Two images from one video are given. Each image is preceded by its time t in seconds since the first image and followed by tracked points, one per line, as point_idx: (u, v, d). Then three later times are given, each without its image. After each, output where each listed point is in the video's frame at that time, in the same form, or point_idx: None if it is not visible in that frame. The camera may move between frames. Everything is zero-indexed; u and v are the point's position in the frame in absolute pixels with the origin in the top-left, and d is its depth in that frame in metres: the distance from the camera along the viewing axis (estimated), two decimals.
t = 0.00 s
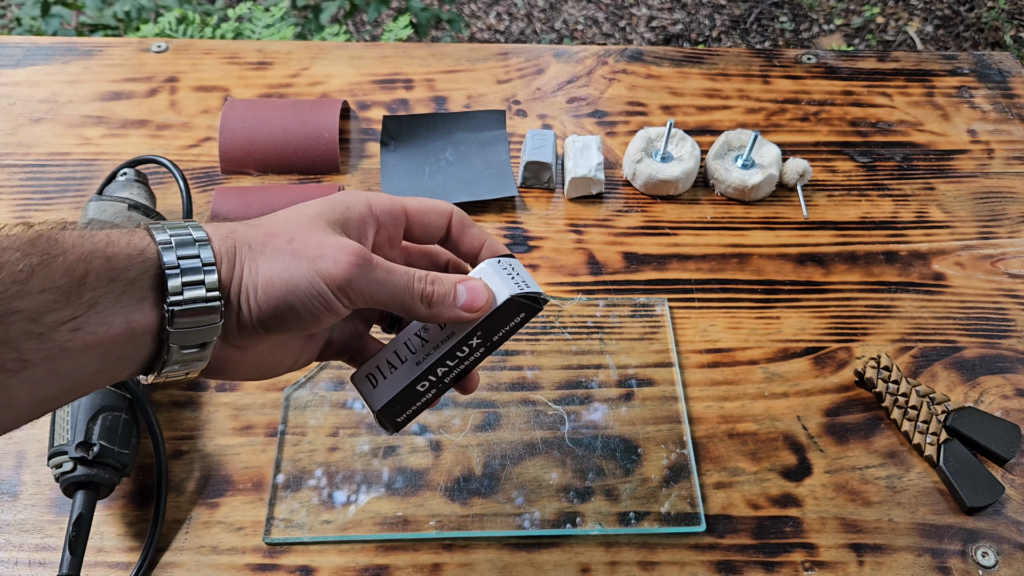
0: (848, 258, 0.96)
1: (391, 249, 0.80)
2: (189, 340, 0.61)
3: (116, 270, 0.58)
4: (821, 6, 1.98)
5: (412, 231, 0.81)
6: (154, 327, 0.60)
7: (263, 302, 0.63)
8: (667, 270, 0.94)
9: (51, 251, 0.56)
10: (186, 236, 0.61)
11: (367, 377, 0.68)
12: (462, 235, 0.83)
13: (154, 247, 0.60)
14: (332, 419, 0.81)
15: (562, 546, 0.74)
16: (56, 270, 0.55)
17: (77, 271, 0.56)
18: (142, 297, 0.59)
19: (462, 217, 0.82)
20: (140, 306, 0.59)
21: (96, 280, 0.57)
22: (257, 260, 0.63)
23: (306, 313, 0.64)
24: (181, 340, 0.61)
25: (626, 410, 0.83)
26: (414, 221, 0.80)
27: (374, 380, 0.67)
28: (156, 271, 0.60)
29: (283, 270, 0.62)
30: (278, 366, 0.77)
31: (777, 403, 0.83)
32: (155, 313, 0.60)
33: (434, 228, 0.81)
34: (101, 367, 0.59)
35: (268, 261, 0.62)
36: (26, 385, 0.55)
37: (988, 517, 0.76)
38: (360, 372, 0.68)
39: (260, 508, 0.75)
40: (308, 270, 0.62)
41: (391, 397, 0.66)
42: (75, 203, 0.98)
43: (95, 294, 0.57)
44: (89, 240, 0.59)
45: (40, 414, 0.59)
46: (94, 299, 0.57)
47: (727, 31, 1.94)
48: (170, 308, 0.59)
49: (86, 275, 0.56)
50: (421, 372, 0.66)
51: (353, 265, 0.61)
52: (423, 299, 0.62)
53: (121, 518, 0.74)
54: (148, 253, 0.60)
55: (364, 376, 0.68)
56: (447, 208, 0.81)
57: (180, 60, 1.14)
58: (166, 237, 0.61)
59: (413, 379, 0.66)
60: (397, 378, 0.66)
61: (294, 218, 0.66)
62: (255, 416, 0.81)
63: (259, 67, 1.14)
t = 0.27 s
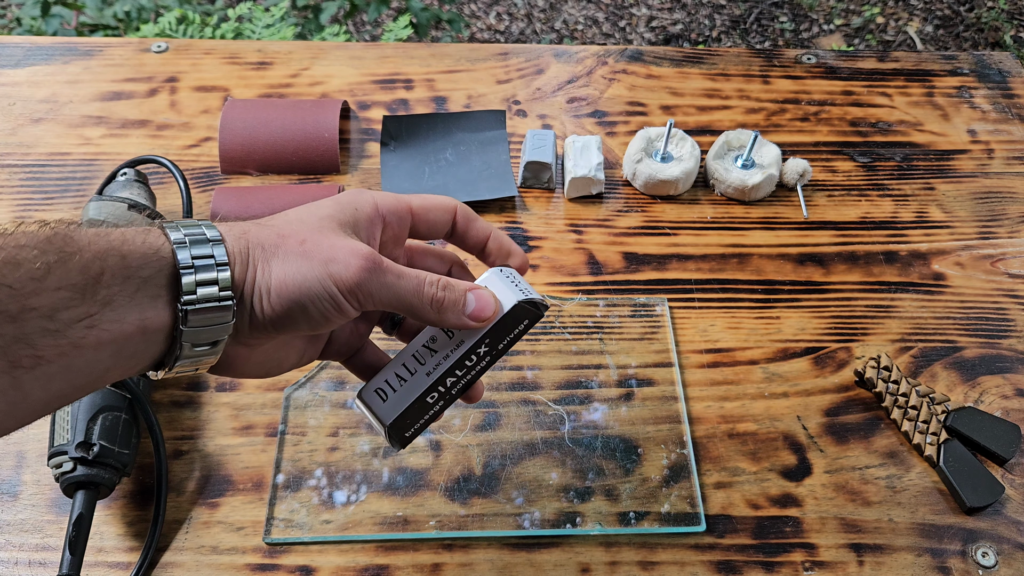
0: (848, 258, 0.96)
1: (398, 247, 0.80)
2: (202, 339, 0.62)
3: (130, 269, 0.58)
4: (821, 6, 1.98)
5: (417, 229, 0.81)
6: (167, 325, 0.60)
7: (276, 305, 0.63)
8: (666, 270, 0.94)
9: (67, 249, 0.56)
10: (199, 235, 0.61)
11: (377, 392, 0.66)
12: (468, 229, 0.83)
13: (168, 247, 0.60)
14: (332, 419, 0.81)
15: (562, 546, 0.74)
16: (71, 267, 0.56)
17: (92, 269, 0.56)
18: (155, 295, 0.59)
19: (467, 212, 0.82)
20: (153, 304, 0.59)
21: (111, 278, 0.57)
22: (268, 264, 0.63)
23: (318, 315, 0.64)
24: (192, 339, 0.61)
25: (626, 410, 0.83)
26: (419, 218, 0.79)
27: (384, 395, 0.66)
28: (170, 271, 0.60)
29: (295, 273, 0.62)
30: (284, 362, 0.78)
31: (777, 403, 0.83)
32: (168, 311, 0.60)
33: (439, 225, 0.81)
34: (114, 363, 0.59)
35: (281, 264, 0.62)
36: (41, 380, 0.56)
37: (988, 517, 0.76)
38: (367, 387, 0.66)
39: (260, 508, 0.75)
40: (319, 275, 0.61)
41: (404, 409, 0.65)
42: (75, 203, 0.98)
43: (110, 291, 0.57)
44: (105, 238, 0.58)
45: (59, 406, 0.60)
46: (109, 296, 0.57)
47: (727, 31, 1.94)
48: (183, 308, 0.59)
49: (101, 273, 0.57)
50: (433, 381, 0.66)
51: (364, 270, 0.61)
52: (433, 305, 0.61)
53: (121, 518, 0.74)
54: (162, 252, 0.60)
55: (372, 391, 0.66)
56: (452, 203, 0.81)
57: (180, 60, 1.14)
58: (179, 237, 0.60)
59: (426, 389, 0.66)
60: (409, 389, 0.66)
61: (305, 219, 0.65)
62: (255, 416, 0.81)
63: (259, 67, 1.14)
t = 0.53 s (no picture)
0: (848, 258, 0.96)
1: (400, 235, 0.81)
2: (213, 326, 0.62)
3: (143, 257, 0.58)
4: (821, 6, 1.98)
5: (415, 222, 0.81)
6: (179, 313, 0.61)
7: (285, 298, 0.64)
8: (666, 270, 0.94)
9: (81, 238, 0.56)
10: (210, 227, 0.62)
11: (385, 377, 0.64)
12: (464, 224, 0.83)
13: (178, 236, 0.60)
14: (331, 419, 0.81)
15: (562, 546, 0.74)
16: (85, 256, 0.56)
17: (107, 258, 0.56)
18: (167, 283, 0.60)
19: (464, 208, 0.82)
20: (164, 292, 0.59)
21: (125, 267, 0.57)
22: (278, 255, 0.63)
23: (326, 307, 0.65)
24: (202, 328, 0.62)
25: (626, 410, 0.83)
26: (418, 211, 0.80)
27: (391, 377, 0.64)
28: (183, 260, 0.60)
29: (304, 266, 0.62)
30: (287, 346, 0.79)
31: (777, 403, 0.83)
32: (179, 299, 0.60)
33: (438, 219, 0.82)
34: (127, 350, 0.59)
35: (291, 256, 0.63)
36: (58, 365, 0.56)
37: (988, 517, 0.76)
38: (372, 372, 0.64)
39: (260, 508, 0.75)
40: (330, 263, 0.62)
41: (415, 387, 0.63)
42: (75, 203, 0.98)
43: (124, 280, 0.57)
44: (117, 227, 0.59)
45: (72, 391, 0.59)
46: (122, 285, 0.57)
47: (727, 31, 1.94)
48: (194, 297, 0.59)
49: (115, 261, 0.57)
50: (440, 360, 0.65)
51: (371, 263, 0.62)
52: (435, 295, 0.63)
53: (121, 518, 0.74)
54: (173, 242, 0.60)
55: (378, 375, 0.64)
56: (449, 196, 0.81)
57: (180, 60, 1.14)
58: (190, 228, 0.61)
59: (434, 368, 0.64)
60: (416, 369, 0.64)
61: (307, 211, 0.65)
62: (255, 416, 0.81)
63: (259, 67, 1.14)
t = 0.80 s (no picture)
0: (848, 258, 0.96)
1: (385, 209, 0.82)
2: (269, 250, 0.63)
3: (190, 197, 0.61)
4: (821, 6, 1.98)
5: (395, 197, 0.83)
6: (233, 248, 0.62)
7: (323, 223, 0.69)
8: (666, 270, 0.94)
9: (136, 181, 0.59)
10: (243, 175, 0.65)
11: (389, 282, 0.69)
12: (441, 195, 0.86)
13: (216, 176, 0.64)
14: (331, 419, 0.81)
15: (562, 546, 0.73)
16: (143, 194, 0.58)
17: (161, 198, 0.59)
18: (218, 218, 0.62)
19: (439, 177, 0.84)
20: (216, 227, 0.62)
21: (177, 206, 0.60)
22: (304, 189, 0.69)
23: (362, 228, 0.70)
24: (255, 257, 0.63)
25: (626, 410, 0.83)
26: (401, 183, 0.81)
27: (394, 277, 0.70)
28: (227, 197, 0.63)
29: (337, 190, 0.69)
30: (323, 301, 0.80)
31: (777, 403, 0.83)
32: (233, 235, 0.62)
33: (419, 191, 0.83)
34: (190, 286, 0.60)
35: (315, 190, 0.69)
36: (132, 300, 0.57)
37: (987, 517, 0.76)
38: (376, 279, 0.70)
39: (260, 508, 0.75)
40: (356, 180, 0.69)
41: (416, 280, 0.69)
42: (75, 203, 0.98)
43: (179, 216, 0.60)
44: (163, 176, 0.62)
45: (140, 336, 0.60)
46: (178, 220, 0.59)
47: (727, 31, 1.94)
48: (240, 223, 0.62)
49: (168, 201, 0.59)
50: (434, 258, 0.71)
51: (396, 182, 0.70)
52: (453, 217, 0.72)
53: (121, 518, 0.74)
54: (214, 183, 0.64)
55: (381, 279, 0.70)
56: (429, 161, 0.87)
57: (180, 60, 1.14)
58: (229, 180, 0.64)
59: (429, 267, 0.70)
60: (414, 267, 0.70)
61: (329, 162, 0.74)
62: (255, 416, 0.81)
63: (259, 67, 1.14)
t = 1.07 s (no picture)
0: (848, 258, 0.96)
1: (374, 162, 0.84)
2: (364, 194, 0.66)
3: (294, 155, 0.62)
4: (820, 6, 1.98)
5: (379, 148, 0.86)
6: (328, 203, 0.64)
7: (403, 179, 0.72)
8: (667, 269, 0.94)
9: (242, 139, 0.59)
10: (330, 136, 0.65)
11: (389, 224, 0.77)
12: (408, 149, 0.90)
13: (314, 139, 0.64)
14: (331, 419, 0.81)
15: (562, 546, 0.73)
16: (252, 151, 0.58)
17: (268, 155, 0.59)
18: (319, 174, 0.63)
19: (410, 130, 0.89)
20: (318, 183, 0.63)
21: (282, 164, 0.60)
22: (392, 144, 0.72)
23: (425, 184, 0.75)
24: (347, 213, 0.65)
25: (626, 410, 0.83)
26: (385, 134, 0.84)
27: (395, 223, 0.77)
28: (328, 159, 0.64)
29: (415, 151, 0.72)
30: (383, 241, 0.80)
31: (778, 403, 0.83)
32: (331, 189, 0.63)
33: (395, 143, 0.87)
34: (291, 238, 0.61)
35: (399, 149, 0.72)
36: (247, 246, 0.57)
37: (987, 517, 0.76)
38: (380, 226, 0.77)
39: (260, 508, 0.75)
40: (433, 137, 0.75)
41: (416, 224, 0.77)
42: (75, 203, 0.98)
43: (286, 171, 0.60)
44: (263, 135, 0.62)
45: (244, 284, 0.61)
46: (284, 176, 0.60)
47: (727, 31, 1.94)
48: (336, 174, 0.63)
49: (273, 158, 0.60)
50: (432, 203, 0.78)
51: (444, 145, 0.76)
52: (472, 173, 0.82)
53: (121, 518, 0.74)
54: (313, 143, 0.64)
55: (385, 225, 0.77)
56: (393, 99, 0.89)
57: (180, 60, 1.14)
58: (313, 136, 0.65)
59: (428, 212, 0.78)
60: (414, 212, 0.77)
61: (375, 116, 0.76)
62: (255, 416, 0.81)
63: (259, 67, 1.13)
